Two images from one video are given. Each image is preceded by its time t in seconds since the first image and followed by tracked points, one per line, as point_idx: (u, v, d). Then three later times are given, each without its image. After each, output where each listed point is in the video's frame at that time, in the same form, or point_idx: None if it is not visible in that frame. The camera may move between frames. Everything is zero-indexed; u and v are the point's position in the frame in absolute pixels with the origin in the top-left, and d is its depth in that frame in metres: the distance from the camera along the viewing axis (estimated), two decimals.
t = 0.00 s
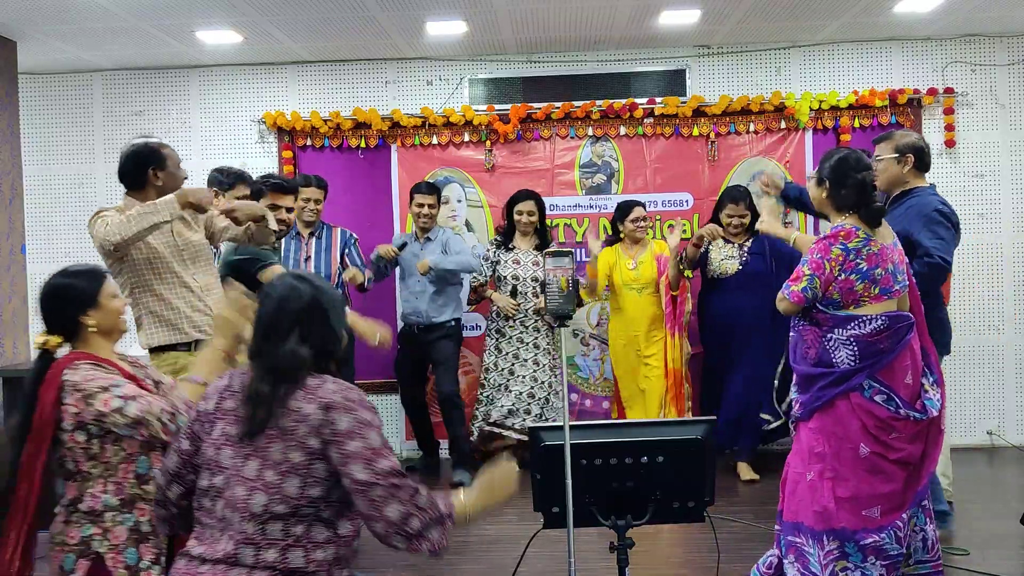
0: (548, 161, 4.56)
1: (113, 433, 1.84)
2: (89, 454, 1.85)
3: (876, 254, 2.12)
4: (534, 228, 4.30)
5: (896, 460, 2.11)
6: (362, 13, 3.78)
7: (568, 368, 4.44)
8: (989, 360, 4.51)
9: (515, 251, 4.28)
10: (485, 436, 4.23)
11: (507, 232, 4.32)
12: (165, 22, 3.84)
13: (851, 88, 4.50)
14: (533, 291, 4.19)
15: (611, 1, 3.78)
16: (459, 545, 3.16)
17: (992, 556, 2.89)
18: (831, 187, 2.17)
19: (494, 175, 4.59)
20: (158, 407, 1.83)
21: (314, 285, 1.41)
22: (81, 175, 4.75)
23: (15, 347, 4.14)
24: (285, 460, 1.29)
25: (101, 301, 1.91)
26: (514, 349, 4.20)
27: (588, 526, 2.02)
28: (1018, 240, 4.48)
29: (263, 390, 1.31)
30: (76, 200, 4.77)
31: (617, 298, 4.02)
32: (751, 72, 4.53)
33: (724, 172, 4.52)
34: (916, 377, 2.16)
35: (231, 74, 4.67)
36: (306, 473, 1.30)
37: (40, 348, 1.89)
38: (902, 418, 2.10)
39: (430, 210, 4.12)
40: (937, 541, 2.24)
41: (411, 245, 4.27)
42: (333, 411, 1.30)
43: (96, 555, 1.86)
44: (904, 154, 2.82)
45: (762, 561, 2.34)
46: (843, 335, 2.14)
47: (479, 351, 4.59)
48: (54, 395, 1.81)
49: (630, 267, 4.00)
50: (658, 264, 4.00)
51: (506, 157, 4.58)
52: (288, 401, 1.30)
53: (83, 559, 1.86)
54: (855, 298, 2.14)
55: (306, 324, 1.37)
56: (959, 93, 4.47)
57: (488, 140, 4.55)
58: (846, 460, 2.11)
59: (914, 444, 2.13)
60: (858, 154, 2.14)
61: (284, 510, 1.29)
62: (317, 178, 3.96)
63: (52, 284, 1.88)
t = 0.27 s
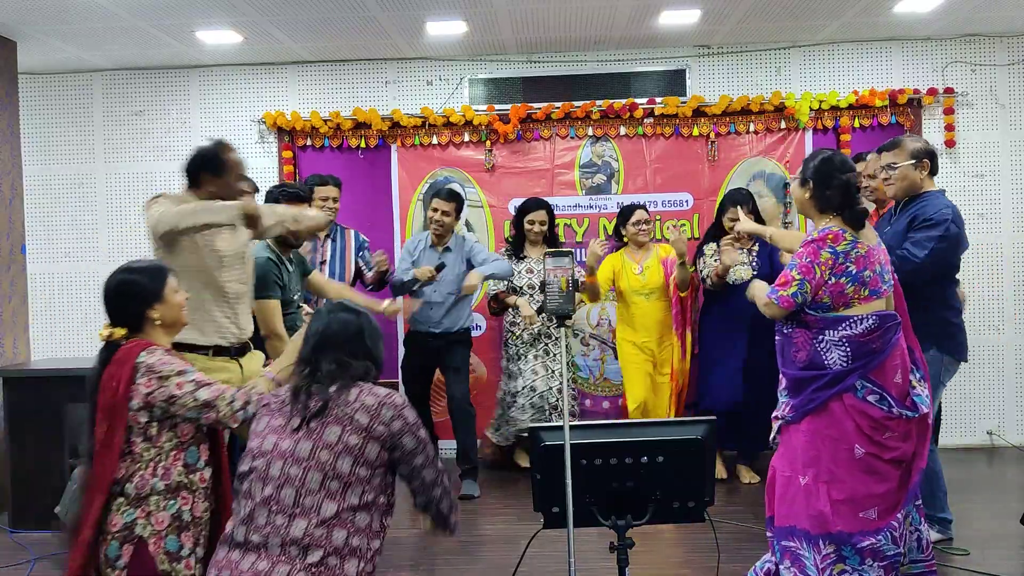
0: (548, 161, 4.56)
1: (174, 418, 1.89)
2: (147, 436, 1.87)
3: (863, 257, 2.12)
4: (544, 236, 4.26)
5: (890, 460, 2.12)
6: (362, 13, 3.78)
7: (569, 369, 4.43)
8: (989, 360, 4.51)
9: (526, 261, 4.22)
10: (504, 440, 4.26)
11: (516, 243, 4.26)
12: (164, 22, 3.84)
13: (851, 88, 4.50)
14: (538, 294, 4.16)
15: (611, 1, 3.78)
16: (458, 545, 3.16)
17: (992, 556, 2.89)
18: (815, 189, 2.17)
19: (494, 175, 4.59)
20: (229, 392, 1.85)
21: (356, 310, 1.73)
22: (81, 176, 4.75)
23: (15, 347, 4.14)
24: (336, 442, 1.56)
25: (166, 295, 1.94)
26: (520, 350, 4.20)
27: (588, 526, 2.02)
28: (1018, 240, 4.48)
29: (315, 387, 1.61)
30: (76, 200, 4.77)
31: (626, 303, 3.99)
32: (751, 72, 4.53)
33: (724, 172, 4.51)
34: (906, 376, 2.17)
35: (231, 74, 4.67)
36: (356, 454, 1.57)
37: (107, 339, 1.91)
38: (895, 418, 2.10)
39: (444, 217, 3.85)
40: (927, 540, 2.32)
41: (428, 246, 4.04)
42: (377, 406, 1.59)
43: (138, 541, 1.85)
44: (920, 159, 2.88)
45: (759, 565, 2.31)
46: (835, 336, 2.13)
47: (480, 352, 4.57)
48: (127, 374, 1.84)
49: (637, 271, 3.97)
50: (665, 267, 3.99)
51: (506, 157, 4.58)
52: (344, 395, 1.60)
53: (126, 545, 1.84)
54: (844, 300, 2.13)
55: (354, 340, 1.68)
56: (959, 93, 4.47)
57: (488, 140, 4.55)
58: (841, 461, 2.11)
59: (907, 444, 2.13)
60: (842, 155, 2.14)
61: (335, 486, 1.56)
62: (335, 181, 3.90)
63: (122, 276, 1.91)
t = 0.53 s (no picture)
0: (548, 161, 4.56)
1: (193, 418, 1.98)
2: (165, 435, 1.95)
3: (856, 256, 2.14)
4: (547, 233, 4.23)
5: (885, 460, 2.12)
6: (362, 13, 3.78)
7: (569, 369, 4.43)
8: (989, 360, 4.51)
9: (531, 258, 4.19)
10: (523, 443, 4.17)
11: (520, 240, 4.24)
12: (164, 22, 3.84)
13: (851, 88, 4.50)
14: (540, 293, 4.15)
15: (611, 1, 3.78)
16: (458, 545, 3.16)
17: (992, 556, 2.89)
18: (802, 192, 2.16)
19: (495, 175, 4.59)
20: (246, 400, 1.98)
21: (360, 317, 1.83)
22: (81, 175, 4.76)
23: (15, 347, 4.14)
24: (353, 437, 1.71)
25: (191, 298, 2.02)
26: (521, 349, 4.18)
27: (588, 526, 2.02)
28: (1018, 240, 4.48)
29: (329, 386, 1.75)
30: (76, 200, 4.77)
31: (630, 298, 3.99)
32: (751, 72, 4.53)
33: (724, 172, 4.52)
34: (898, 376, 2.17)
35: (231, 74, 4.67)
36: (370, 446, 1.72)
37: (129, 338, 2.00)
38: (890, 417, 2.11)
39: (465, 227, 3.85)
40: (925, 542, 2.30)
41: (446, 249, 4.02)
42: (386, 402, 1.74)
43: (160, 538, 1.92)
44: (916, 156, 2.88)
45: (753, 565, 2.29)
46: (829, 336, 2.13)
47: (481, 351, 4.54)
48: (151, 372, 1.92)
49: (643, 268, 3.97)
50: (670, 265, 4.01)
51: (506, 157, 4.58)
52: (357, 390, 1.75)
53: (150, 543, 1.91)
54: (840, 300, 2.13)
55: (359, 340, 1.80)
56: (959, 93, 4.47)
57: (488, 140, 4.55)
58: (836, 462, 2.11)
59: (901, 443, 2.14)
60: (829, 158, 2.15)
61: (352, 479, 1.71)
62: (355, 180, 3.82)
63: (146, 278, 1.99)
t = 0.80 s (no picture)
0: (548, 161, 4.56)
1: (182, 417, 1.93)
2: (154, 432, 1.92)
3: (854, 255, 2.13)
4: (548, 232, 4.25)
5: (884, 458, 2.12)
6: (362, 13, 3.78)
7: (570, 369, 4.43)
8: (990, 360, 4.51)
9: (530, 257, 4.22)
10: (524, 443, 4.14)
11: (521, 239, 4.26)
12: (164, 22, 3.84)
13: (851, 88, 4.50)
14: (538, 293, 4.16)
15: (611, 2, 3.78)
16: (458, 545, 3.16)
17: (992, 556, 2.89)
18: (798, 191, 2.16)
19: (494, 175, 4.59)
20: (236, 400, 1.90)
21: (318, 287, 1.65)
22: (81, 175, 4.75)
23: (15, 347, 4.14)
24: (310, 417, 1.52)
25: (184, 297, 2.00)
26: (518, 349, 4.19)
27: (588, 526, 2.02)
28: (1018, 240, 4.48)
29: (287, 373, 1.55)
30: (76, 200, 4.77)
31: (632, 297, 3.97)
32: (751, 72, 4.53)
33: (724, 172, 4.52)
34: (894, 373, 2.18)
35: (231, 74, 4.67)
36: (331, 424, 1.52)
37: (123, 337, 1.98)
38: (888, 414, 2.12)
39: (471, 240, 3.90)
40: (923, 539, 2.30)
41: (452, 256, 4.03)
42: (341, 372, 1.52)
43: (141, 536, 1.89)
44: (912, 159, 2.88)
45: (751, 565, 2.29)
46: (828, 334, 2.13)
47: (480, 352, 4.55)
48: (140, 369, 1.90)
49: (644, 265, 3.97)
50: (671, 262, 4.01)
51: (506, 157, 4.58)
52: (310, 367, 1.54)
53: (132, 540, 1.88)
54: (837, 298, 2.12)
55: (319, 314, 1.60)
56: (959, 93, 4.47)
57: (488, 140, 4.54)
58: (836, 462, 2.10)
59: (899, 440, 2.15)
60: (825, 157, 2.15)
61: (321, 460, 1.53)
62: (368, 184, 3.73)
63: (141, 277, 1.97)
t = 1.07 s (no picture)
0: (548, 161, 4.56)
1: (133, 420, 1.85)
2: (105, 436, 1.85)
3: (865, 255, 2.14)
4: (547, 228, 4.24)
5: (885, 460, 2.13)
6: (362, 13, 3.78)
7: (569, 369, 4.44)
8: (989, 361, 4.51)
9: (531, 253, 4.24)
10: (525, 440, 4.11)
11: (522, 235, 4.28)
12: (164, 22, 3.84)
13: (851, 88, 4.50)
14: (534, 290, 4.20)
15: (611, 2, 3.78)
16: (458, 545, 3.16)
17: (992, 556, 2.89)
18: (806, 194, 2.16)
19: (495, 175, 4.59)
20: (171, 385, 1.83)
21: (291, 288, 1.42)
22: (81, 176, 4.75)
23: (15, 347, 4.14)
24: (246, 432, 1.33)
25: (163, 305, 1.99)
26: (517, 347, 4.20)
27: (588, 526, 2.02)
28: (1018, 240, 4.48)
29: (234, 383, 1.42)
30: (76, 200, 4.77)
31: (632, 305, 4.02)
32: (751, 72, 4.53)
33: (724, 172, 4.52)
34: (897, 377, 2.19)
35: (230, 74, 4.67)
36: (267, 438, 1.32)
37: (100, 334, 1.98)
38: (891, 417, 2.13)
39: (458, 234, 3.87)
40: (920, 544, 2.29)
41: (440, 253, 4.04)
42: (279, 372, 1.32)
43: (88, 543, 1.83)
44: (899, 160, 2.88)
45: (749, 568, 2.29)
46: (836, 335, 2.12)
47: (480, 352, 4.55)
48: (90, 370, 1.85)
49: (644, 275, 4.01)
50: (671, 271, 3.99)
51: (505, 156, 4.58)
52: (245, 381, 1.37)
53: (76, 544, 1.82)
54: (848, 298, 2.12)
55: (275, 319, 1.39)
56: (959, 93, 4.47)
57: (488, 140, 4.55)
58: (839, 463, 2.11)
59: (900, 443, 2.16)
60: (832, 159, 2.15)
61: (263, 479, 1.32)
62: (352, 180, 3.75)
63: (132, 275, 1.98)
